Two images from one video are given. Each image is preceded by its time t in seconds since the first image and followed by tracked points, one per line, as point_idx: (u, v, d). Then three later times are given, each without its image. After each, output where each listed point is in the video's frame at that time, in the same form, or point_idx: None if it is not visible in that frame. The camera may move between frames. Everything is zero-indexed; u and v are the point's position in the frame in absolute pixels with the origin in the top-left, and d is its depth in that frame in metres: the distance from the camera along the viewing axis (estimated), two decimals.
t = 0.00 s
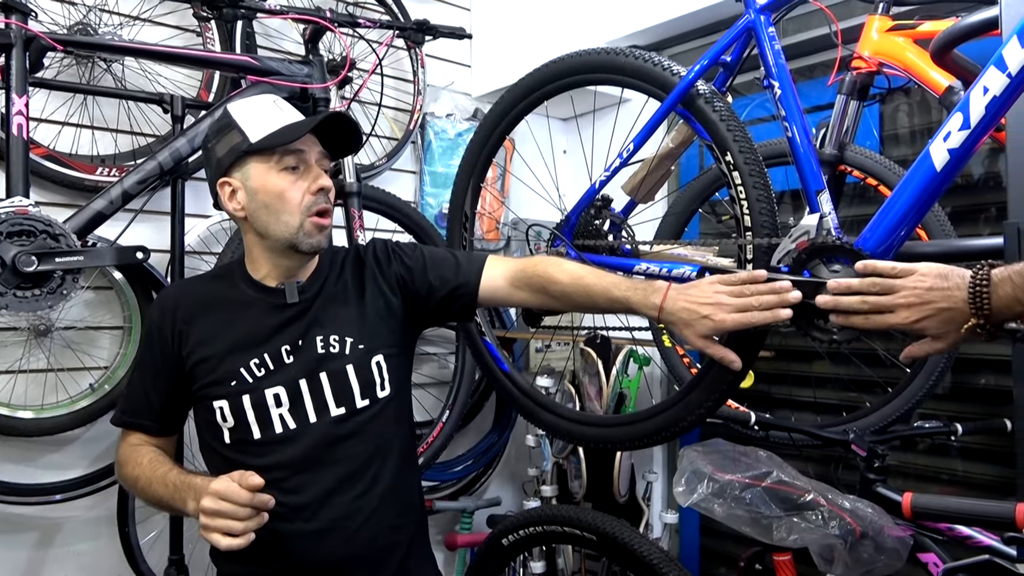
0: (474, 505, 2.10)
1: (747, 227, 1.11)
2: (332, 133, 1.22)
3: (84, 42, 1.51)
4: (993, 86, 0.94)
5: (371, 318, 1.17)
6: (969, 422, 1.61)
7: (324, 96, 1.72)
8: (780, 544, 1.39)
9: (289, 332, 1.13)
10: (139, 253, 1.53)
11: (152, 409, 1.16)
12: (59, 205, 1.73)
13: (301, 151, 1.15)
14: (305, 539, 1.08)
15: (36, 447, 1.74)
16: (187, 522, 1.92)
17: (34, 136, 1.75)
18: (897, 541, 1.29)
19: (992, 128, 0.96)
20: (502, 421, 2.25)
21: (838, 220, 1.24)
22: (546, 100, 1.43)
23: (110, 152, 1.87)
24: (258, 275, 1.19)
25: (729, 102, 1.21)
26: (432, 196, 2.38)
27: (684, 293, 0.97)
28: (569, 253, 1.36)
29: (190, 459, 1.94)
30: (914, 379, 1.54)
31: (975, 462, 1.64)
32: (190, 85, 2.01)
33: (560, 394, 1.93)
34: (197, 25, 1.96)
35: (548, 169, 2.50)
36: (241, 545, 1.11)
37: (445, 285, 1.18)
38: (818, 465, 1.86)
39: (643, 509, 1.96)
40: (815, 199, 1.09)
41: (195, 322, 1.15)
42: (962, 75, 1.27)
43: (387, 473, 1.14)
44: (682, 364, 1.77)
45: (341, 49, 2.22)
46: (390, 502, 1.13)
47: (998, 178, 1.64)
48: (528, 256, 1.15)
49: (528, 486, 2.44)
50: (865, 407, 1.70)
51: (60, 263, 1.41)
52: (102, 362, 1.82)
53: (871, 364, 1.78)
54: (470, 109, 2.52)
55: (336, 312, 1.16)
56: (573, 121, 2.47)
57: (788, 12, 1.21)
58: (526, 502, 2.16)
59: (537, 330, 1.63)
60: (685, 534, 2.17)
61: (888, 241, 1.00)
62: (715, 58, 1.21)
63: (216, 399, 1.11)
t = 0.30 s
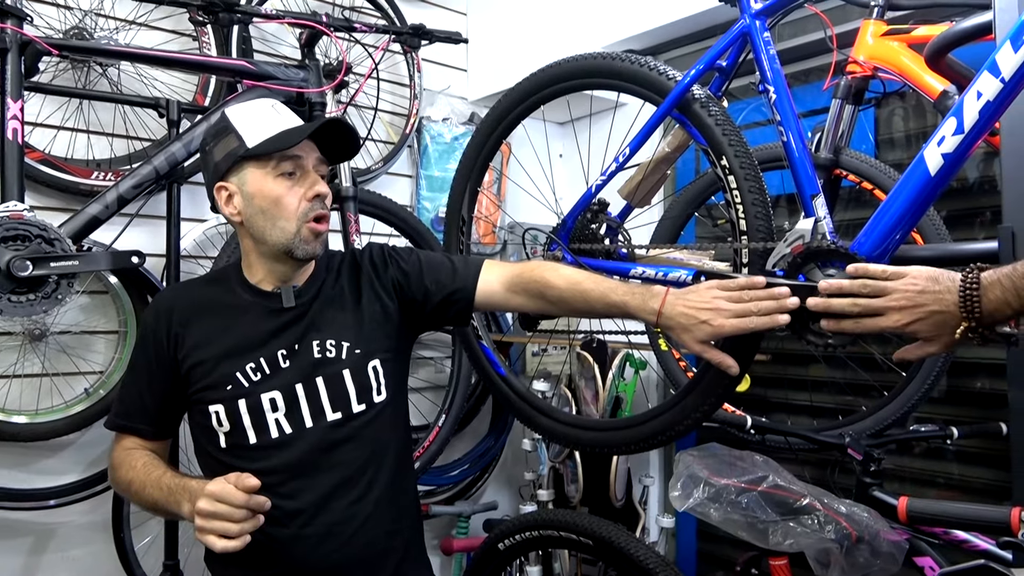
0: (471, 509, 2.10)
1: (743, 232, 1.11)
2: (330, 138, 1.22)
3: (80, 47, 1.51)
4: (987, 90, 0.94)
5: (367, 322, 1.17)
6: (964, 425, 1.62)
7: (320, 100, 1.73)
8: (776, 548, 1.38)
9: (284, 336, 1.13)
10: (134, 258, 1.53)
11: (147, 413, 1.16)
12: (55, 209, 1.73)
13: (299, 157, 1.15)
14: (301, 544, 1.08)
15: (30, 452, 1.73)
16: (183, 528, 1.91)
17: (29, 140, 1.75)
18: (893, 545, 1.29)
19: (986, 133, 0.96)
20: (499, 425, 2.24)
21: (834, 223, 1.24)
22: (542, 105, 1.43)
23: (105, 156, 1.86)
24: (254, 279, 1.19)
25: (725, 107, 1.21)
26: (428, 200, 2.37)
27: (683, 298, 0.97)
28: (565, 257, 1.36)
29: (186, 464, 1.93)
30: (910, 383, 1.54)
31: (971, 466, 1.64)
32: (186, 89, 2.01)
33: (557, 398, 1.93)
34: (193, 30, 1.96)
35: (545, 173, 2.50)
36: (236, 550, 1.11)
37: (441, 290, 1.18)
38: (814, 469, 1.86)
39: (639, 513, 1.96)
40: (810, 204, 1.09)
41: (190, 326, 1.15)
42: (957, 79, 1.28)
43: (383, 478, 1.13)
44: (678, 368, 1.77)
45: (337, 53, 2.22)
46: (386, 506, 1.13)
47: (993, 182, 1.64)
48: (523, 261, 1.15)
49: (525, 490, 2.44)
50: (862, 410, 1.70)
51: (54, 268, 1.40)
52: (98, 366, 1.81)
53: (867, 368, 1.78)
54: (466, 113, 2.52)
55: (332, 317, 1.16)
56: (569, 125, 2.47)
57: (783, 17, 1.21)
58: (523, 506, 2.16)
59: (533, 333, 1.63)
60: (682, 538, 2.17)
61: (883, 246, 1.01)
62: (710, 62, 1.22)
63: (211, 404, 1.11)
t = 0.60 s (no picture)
0: (467, 512, 2.09)
1: (739, 234, 1.11)
2: (304, 137, 1.18)
3: (75, 49, 1.50)
4: (981, 93, 0.95)
5: (362, 325, 1.17)
6: (960, 427, 1.62)
7: (316, 102, 1.74)
8: (772, 550, 1.39)
9: (279, 339, 1.13)
10: (130, 260, 1.52)
11: (142, 416, 1.15)
12: (50, 211, 1.72)
13: (264, 159, 1.13)
14: (296, 547, 1.07)
15: (25, 455, 1.73)
16: (178, 530, 1.90)
17: (25, 142, 1.75)
18: (888, 546, 1.29)
19: (981, 136, 0.96)
20: (495, 427, 2.24)
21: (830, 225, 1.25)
22: (538, 107, 1.44)
23: (101, 158, 1.86)
24: (245, 282, 1.18)
25: (721, 109, 1.21)
26: (425, 202, 2.38)
27: (679, 301, 0.98)
28: (562, 259, 1.36)
29: (182, 466, 1.92)
30: (905, 386, 1.55)
31: (966, 467, 1.65)
32: (182, 91, 2.01)
33: (553, 401, 1.93)
34: (189, 32, 1.96)
35: (541, 175, 2.50)
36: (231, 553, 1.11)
37: (437, 292, 1.18)
38: (810, 470, 1.86)
39: (636, 515, 1.96)
40: (806, 206, 1.09)
41: (185, 329, 1.14)
42: (952, 82, 1.28)
43: (379, 480, 1.13)
44: (674, 370, 1.78)
45: (333, 55, 2.22)
46: (382, 509, 1.13)
47: (988, 185, 1.65)
48: (519, 264, 1.15)
49: (521, 493, 2.44)
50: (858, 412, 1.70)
51: (50, 270, 1.40)
52: (93, 368, 1.81)
53: (863, 370, 1.78)
54: (463, 115, 2.52)
55: (328, 320, 1.16)
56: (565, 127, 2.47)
57: (778, 20, 1.21)
58: (520, 508, 2.15)
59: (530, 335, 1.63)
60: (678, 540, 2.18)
61: (878, 248, 1.01)
62: (706, 65, 1.22)
63: (206, 407, 1.10)
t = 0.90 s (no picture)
0: (465, 514, 2.09)
1: (736, 236, 1.11)
2: (292, 139, 1.18)
3: (72, 50, 1.50)
4: (978, 97, 0.95)
5: (358, 327, 1.17)
6: (957, 430, 1.62)
7: (314, 104, 1.74)
8: (770, 553, 1.39)
9: (275, 341, 1.13)
10: (127, 262, 1.51)
11: (138, 419, 1.15)
12: (47, 213, 1.72)
13: (252, 161, 1.14)
14: (291, 550, 1.07)
15: (21, 457, 1.72)
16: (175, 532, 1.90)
17: (22, 143, 1.74)
18: (886, 549, 1.28)
19: (978, 139, 0.97)
20: (493, 429, 2.24)
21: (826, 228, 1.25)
22: (536, 109, 1.44)
23: (98, 159, 1.86)
24: (240, 284, 1.18)
25: (718, 112, 1.21)
26: (423, 204, 2.38)
27: (676, 303, 0.98)
28: (559, 261, 1.36)
29: (178, 468, 1.92)
30: (902, 388, 1.55)
31: (963, 470, 1.65)
32: (179, 92, 2.01)
33: (551, 403, 1.93)
34: (187, 33, 1.96)
35: (538, 177, 2.50)
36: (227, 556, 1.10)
37: (433, 294, 1.18)
38: (807, 473, 1.86)
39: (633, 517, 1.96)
40: (803, 209, 1.10)
41: (181, 331, 1.14)
42: (949, 85, 1.29)
43: (374, 483, 1.13)
44: (672, 372, 1.78)
45: (331, 57, 2.23)
46: (378, 512, 1.13)
47: (985, 188, 1.65)
48: (516, 266, 1.15)
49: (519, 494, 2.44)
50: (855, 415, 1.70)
51: (47, 272, 1.40)
52: (90, 370, 1.80)
53: (859, 372, 1.78)
54: (461, 117, 2.52)
55: (323, 322, 1.16)
56: (563, 129, 2.47)
57: (775, 23, 1.21)
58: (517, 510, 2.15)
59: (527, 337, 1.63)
60: (676, 543, 2.17)
61: (875, 251, 1.01)
62: (703, 68, 1.21)
63: (201, 410, 1.10)
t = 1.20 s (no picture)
0: (464, 517, 2.09)
1: (735, 239, 1.11)
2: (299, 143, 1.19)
3: (72, 52, 1.50)
4: (977, 99, 0.95)
5: (356, 329, 1.17)
6: (956, 431, 1.62)
7: (313, 106, 1.73)
8: (769, 555, 1.38)
9: (273, 344, 1.13)
10: (125, 264, 1.51)
11: (135, 422, 1.14)
12: (46, 215, 1.72)
13: (262, 164, 1.14)
14: (288, 553, 1.07)
15: (20, 459, 1.72)
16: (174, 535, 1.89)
17: (21, 145, 1.74)
18: (886, 551, 1.27)
19: (977, 141, 0.97)
20: (492, 431, 2.24)
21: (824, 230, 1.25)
22: (535, 111, 1.44)
23: (97, 161, 1.86)
24: (239, 286, 1.18)
25: (717, 114, 1.21)
26: (422, 206, 2.38)
27: (676, 305, 0.98)
28: (558, 264, 1.36)
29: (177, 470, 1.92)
30: (902, 390, 1.54)
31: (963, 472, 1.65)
32: (179, 94, 2.01)
33: (551, 405, 1.93)
34: (186, 35, 1.96)
35: (538, 178, 2.51)
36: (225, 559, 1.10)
37: (431, 297, 1.18)
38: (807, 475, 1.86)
39: (633, 519, 1.96)
40: (803, 211, 1.10)
41: (178, 334, 1.14)
42: (949, 87, 1.30)
43: (372, 485, 1.13)
44: (671, 374, 1.78)
45: (330, 59, 2.23)
46: (375, 514, 1.13)
47: (984, 190, 1.65)
48: (514, 268, 1.15)
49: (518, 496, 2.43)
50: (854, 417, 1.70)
51: (46, 274, 1.39)
52: (89, 372, 1.79)
53: (859, 374, 1.78)
54: (460, 119, 2.53)
55: (321, 325, 1.16)
56: (562, 131, 2.48)
57: (774, 25, 1.21)
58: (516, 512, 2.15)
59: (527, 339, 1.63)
60: (675, 545, 2.17)
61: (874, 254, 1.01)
62: (703, 70, 1.21)
63: (199, 412, 1.10)
